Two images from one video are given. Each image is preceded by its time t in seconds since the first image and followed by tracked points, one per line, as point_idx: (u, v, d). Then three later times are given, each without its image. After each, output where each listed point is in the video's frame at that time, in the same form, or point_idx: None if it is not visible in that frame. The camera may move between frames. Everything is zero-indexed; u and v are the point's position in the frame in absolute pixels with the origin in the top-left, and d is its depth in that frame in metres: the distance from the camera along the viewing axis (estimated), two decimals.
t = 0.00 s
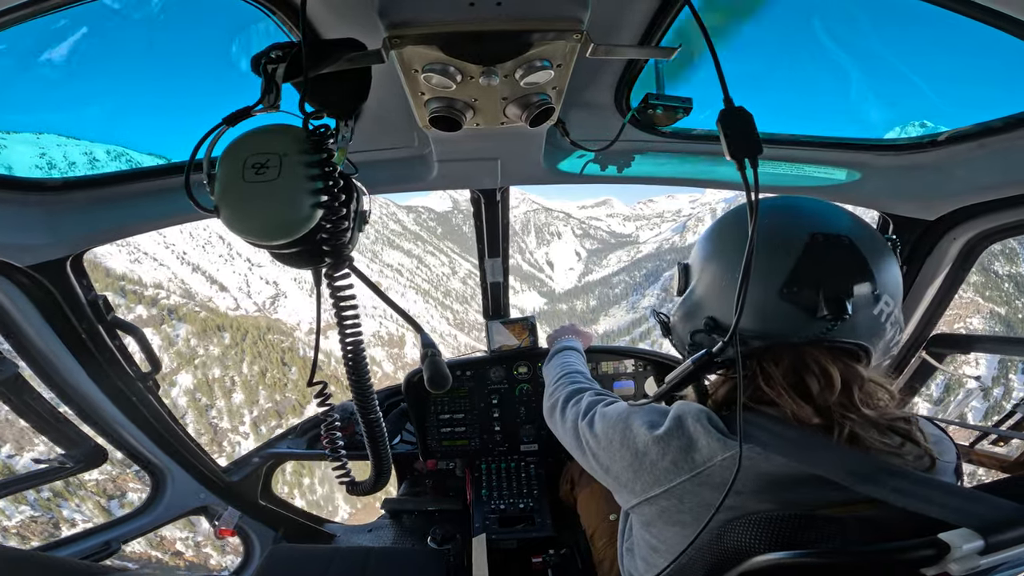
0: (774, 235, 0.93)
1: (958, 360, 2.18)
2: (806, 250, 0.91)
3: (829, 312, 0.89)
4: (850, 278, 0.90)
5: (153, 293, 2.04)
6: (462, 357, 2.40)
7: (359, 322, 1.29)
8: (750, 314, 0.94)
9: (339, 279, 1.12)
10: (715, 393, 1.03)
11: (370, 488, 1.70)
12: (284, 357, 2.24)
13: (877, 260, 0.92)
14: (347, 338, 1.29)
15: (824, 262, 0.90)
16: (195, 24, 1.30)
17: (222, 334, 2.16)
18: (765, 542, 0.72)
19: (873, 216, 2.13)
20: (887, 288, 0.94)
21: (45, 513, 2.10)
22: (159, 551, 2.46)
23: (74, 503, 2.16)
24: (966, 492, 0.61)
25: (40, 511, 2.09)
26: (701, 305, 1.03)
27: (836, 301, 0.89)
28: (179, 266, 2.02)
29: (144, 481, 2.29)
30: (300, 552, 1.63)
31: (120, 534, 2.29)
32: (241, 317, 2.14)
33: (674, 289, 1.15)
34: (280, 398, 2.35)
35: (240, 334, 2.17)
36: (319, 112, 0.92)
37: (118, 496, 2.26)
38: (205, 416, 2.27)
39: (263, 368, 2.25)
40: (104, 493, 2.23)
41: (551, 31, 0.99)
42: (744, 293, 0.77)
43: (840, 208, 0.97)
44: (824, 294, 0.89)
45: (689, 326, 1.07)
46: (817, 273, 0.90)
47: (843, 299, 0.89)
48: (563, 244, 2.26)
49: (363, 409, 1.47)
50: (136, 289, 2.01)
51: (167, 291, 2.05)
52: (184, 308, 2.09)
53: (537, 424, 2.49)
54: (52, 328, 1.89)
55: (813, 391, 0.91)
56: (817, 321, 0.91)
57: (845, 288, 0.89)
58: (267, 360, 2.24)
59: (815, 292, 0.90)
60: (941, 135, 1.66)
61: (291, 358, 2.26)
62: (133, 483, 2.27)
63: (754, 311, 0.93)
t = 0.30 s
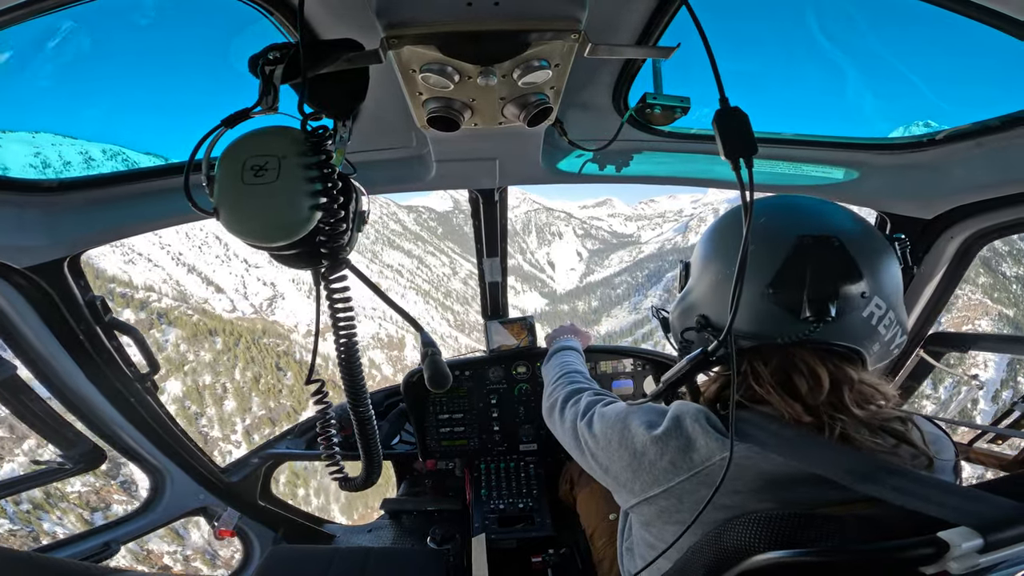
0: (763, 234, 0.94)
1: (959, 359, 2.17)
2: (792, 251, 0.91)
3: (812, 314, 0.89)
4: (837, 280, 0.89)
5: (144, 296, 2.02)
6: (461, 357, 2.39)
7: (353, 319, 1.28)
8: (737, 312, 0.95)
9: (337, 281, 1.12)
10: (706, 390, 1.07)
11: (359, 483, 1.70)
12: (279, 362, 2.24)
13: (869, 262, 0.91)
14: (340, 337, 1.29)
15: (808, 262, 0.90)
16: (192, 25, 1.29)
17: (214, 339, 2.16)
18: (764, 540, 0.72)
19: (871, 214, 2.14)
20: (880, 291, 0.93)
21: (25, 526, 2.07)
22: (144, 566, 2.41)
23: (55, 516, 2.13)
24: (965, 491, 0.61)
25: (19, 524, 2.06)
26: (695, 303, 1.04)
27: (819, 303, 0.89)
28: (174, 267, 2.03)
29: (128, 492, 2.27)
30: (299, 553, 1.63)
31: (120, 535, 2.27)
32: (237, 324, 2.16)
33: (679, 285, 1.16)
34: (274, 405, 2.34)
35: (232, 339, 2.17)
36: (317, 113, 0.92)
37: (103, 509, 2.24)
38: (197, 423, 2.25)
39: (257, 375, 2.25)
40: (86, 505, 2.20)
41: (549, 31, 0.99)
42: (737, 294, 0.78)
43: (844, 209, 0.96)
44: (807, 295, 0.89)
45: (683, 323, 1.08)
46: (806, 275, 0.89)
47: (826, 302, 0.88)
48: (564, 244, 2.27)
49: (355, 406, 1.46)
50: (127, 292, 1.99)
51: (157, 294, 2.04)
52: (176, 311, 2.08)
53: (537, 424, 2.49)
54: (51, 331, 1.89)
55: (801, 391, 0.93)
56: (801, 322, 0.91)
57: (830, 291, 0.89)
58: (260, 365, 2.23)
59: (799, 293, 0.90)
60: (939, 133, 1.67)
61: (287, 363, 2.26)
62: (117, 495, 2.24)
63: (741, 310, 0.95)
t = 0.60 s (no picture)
0: (762, 234, 0.94)
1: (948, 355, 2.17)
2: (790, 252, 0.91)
3: (806, 318, 0.89)
4: (834, 285, 0.88)
5: (134, 299, 2.01)
6: (462, 356, 2.40)
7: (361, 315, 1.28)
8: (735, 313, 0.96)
9: (343, 280, 1.12)
10: (706, 387, 1.07)
11: (382, 479, 1.74)
12: (273, 367, 2.24)
13: (867, 264, 0.91)
14: (351, 338, 1.29)
15: (804, 265, 0.89)
16: (190, 25, 1.29)
17: (204, 345, 2.16)
18: (765, 539, 0.72)
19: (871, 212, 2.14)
20: (879, 295, 0.92)
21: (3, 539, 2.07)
22: None
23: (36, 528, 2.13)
24: (965, 490, 0.61)
25: None
26: (694, 302, 1.04)
27: (814, 307, 0.88)
28: (169, 268, 2.03)
29: (111, 505, 2.25)
30: (299, 553, 1.63)
31: (121, 535, 2.28)
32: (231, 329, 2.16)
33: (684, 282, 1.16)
34: (267, 413, 2.35)
35: (224, 344, 2.18)
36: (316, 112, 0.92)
37: (84, 522, 2.22)
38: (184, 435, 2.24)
39: (249, 381, 2.26)
40: (66, 519, 2.17)
41: (548, 30, 0.99)
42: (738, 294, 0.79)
43: (847, 210, 0.96)
44: (802, 299, 0.89)
45: (683, 322, 1.08)
46: (803, 276, 0.89)
47: (820, 306, 0.88)
48: (565, 244, 2.25)
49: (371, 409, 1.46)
50: (115, 296, 1.98)
51: (149, 296, 2.03)
52: (168, 314, 2.08)
53: (537, 423, 2.49)
54: (51, 332, 1.90)
55: (799, 391, 0.94)
56: (797, 325, 0.91)
57: (826, 296, 0.88)
58: (253, 372, 2.24)
59: (796, 295, 0.90)
60: (939, 131, 1.67)
61: (281, 368, 2.26)
62: (100, 507, 2.23)
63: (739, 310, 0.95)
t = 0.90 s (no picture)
0: (765, 234, 0.94)
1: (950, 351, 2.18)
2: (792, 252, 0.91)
3: (806, 321, 0.89)
4: (835, 288, 0.88)
5: (123, 302, 1.98)
6: (463, 355, 2.40)
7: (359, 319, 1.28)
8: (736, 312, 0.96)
9: (341, 279, 1.12)
10: (706, 385, 1.06)
11: (368, 486, 1.67)
12: (267, 372, 2.22)
13: (870, 265, 0.90)
14: (348, 342, 1.30)
15: (805, 266, 0.89)
16: (190, 24, 1.29)
17: (194, 350, 2.13)
18: (767, 537, 0.72)
19: (873, 209, 2.13)
20: (882, 297, 0.92)
21: None
22: None
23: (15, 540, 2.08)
24: (968, 488, 0.60)
25: None
26: (695, 302, 1.05)
27: (814, 309, 0.88)
28: (163, 270, 1.99)
29: (95, 517, 2.22)
30: (303, 551, 1.64)
31: (126, 534, 2.28)
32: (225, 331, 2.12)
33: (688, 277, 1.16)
34: (261, 420, 2.34)
35: (215, 350, 2.15)
36: (316, 111, 0.92)
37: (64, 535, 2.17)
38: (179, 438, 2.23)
39: (241, 389, 2.24)
40: (46, 531, 2.13)
41: (548, 28, 0.98)
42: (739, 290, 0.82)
43: (854, 209, 0.95)
44: (803, 301, 0.89)
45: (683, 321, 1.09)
46: (805, 277, 0.89)
47: (821, 309, 0.88)
48: (566, 244, 2.22)
49: (365, 412, 1.47)
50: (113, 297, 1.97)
51: (139, 300, 2.01)
52: (159, 319, 2.05)
53: (539, 421, 2.48)
54: (55, 333, 1.90)
55: (799, 391, 0.93)
56: (797, 327, 0.92)
57: (827, 299, 0.88)
58: (247, 378, 2.21)
59: (796, 297, 0.90)
60: (941, 129, 1.66)
61: (277, 373, 2.23)
62: (82, 520, 2.19)
63: (740, 310, 0.95)
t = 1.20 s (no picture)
0: (770, 233, 0.94)
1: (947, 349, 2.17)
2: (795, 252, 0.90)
3: (810, 321, 0.89)
4: (839, 289, 0.88)
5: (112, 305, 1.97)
6: (463, 354, 2.41)
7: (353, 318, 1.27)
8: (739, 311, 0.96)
9: (336, 279, 1.13)
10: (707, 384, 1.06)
11: (358, 486, 1.68)
12: (260, 380, 2.23)
13: (873, 263, 0.90)
14: (342, 339, 1.30)
15: (809, 266, 0.89)
16: (190, 24, 1.29)
17: (183, 357, 2.12)
18: (769, 536, 0.72)
19: (876, 207, 2.12)
20: (886, 297, 0.92)
21: None
22: None
23: None
24: (971, 487, 0.60)
25: None
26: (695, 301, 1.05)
27: (817, 309, 0.88)
28: (158, 271, 1.98)
29: (73, 531, 2.19)
30: (305, 549, 1.64)
31: (129, 532, 2.28)
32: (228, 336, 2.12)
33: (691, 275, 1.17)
34: (252, 430, 2.34)
35: (205, 357, 2.14)
36: (317, 110, 0.91)
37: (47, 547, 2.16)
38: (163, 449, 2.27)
39: (231, 397, 2.26)
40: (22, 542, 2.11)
41: (549, 26, 0.98)
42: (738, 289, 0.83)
43: (859, 208, 0.94)
44: (806, 301, 0.89)
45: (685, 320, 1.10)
46: (809, 277, 0.89)
47: (824, 310, 0.88)
48: (568, 245, 2.23)
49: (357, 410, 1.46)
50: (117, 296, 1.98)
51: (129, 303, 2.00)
52: (149, 322, 2.03)
53: (541, 419, 2.48)
54: (58, 332, 1.91)
55: (800, 392, 0.93)
56: (800, 327, 0.91)
57: (830, 299, 0.88)
58: (235, 389, 2.24)
59: (799, 297, 0.90)
60: (944, 126, 1.65)
61: (270, 381, 2.25)
62: (60, 533, 2.17)
63: (743, 309, 0.95)
